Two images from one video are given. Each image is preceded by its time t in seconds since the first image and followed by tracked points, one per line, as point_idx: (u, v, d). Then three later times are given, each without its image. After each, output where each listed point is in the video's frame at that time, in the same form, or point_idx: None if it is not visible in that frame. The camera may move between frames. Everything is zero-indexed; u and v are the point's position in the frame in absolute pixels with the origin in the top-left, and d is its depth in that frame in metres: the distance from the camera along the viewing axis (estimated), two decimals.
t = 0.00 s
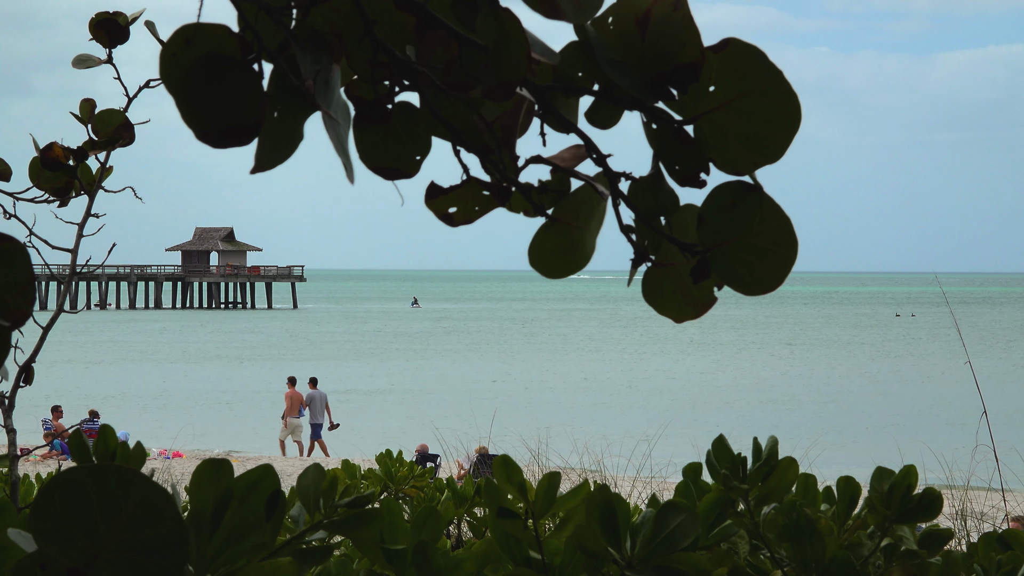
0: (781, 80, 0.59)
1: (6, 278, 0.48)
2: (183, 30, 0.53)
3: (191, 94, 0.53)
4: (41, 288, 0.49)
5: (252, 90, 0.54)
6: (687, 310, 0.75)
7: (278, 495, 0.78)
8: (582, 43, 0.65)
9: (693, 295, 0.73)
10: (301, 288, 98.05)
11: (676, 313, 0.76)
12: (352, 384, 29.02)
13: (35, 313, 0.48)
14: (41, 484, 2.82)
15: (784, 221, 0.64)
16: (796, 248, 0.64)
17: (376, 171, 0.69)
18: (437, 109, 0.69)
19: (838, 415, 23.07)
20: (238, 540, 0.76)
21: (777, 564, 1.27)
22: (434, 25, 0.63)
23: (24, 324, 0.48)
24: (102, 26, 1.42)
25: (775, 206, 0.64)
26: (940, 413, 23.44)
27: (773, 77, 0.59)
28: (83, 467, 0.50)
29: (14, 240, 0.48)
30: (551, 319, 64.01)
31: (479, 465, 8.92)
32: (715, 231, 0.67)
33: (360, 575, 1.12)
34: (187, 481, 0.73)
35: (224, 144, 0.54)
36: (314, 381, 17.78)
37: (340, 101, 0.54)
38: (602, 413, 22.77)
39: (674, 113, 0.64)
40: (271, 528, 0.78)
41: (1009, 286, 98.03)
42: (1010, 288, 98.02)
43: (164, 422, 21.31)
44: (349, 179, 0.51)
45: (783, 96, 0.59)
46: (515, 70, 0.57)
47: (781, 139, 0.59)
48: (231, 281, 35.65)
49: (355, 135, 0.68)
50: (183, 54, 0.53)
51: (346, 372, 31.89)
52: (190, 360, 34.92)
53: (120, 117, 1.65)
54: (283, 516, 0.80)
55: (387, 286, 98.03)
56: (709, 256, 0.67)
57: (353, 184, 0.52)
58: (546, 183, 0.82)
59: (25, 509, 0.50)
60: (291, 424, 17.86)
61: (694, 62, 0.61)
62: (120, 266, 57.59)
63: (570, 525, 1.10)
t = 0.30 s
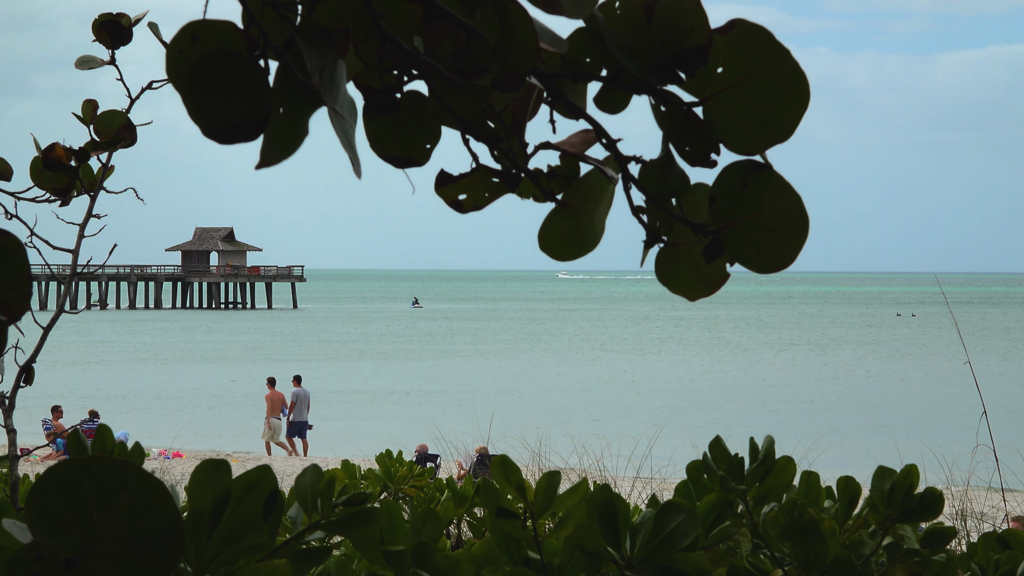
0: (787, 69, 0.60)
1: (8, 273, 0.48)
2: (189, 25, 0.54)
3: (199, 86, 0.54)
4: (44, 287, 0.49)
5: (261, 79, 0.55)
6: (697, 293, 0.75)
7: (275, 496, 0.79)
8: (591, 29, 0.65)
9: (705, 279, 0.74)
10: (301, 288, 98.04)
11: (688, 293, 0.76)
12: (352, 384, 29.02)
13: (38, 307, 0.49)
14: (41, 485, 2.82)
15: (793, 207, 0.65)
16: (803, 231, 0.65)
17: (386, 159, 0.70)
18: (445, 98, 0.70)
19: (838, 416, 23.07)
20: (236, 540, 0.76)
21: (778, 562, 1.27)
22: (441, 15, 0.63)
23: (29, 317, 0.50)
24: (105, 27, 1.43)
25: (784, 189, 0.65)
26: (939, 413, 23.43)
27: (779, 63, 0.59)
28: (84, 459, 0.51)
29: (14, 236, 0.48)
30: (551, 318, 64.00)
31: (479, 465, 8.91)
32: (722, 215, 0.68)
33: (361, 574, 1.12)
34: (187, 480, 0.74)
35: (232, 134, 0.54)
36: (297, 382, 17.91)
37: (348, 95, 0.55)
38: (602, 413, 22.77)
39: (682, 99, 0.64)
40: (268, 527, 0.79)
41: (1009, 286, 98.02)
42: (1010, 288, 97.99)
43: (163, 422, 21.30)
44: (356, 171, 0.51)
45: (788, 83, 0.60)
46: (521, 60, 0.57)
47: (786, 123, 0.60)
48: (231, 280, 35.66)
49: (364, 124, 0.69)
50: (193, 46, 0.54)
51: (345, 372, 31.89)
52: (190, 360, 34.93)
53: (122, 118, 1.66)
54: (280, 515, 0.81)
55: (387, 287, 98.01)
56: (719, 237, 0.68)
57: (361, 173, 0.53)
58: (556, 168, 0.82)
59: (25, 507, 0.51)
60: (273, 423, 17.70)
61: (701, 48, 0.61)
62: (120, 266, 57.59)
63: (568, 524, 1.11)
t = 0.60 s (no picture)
0: (773, 68, 0.59)
1: None
2: (169, 17, 0.53)
3: (182, 83, 0.53)
4: (39, 286, 0.49)
5: (243, 78, 0.54)
6: (679, 293, 0.75)
7: (263, 497, 0.79)
8: (574, 30, 0.65)
9: (684, 279, 0.74)
10: (301, 288, 98.04)
11: (668, 294, 0.75)
12: (352, 384, 29.02)
13: (29, 301, 0.49)
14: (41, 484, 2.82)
15: (776, 209, 0.64)
16: (788, 233, 0.64)
17: (369, 157, 0.70)
18: (430, 96, 0.69)
19: (837, 415, 23.09)
20: (226, 540, 0.76)
21: (777, 563, 1.26)
22: (427, 10, 0.62)
23: (21, 311, 0.49)
24: (103, 26, 1.42)
25: (768, 189, 0.64)
26: (940, 413, 23.43)
27: (767, 67, 0.59)
28: (79, 453, 0.51)
29: (7, 229, 0.48)
30: (551, 318, 64.00)
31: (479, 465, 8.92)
32: (705, 216, 0.67)
33: (359, 575, 1.11)
34: (180, 479, 0.74)
35: (219, 129, 0.54)
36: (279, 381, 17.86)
37: (329, 87, 0.55)
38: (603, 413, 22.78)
39: (665, 100, 0.64)
40: (257, 530, 0.78)
41: (1009, 285, 98.05)
42: (1010, 288, 98.03)
43: (163, 422, 21.29)
44: (340, 163, 0.50)
45: (775, 82, 0.59)
46: (510, 58, 0.56)
47: (771, 123, 0.59)
48: (231, 280, 35.70)
49: (348, 122, 0.68)
50: (173, 42, 0.53)
51: (345, 372, 31.90)
52: (190, 360, 34.94)
53: (120, 117, 1.65)
54: (269, 516, 0.81)
55: (387, 287, 97.99)
56: (700, 239, 0.67)
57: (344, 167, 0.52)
58: (538, 167, 0.81)
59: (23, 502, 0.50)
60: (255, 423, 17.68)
61: (689, 47, 0.60)
62: (120, 266, 57.57)
63: (566, 524, 1.11)
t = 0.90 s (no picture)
0: (783, 76, 0.58)
1: (6, 267, 0.48)
2: (183, 21, 0.53)
3: (192, 88, 0.53)
4: (45, 289, 0.48)
5: (253, 84, 0.54)
6: (690, 301, 0.74)
7: (274, 496, 0.78)
8: (584, 35, 0.64)
9: (694, 286, 0.73)
10: (301, 287, 98.04)
11: (679, 303, 0.75)
12: (352, 384, 29.02)
13: (30, 305, 0.49)
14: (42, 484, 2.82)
15: (786, 216, 0.64)
16: (799, 239, 0.63)
17: (380, 163, 0.70)
18: (440, 100, 0.69)
19: (837, 415, 23.10)
20: (236, 540, 0.75)
21: (778, 563, 1.26)
22: (436, 17, 0.62)
23: (24, 313, 0.49)
24: (102, 27, 1.42)
25: (778, 195, 0.64)
26: (940, 413, 23.42)
27: (779, 69, 0.58)
28: (87, 458, 0.51)
29: (10, 231, 0.48)
30: (551, 318, 64.01)
31: (479, 466, 8.93)
32: (715, 221, 0.66)
33: None
34: (188, 476, 0.74)
35: (227, 134, 0.53)
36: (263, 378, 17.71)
37: (342, 96, 0.55)
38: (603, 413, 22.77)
39: (675, 105, 0.63)
40: (268, 527, 0.78)
41: (1010, 286, 98.04)
42: (1010, 288, 98.04)
43: (163, 422, 21.29)
44: (351, 165, 0.50)
45: (786, 85, 0.59)
46: (517, 63, 0.56)
47: (781, 130, 0.59)
48: (231, 279, 35.81)
49: (357, 128, 0.68)
50: (182, 49, 0.53)
51: (345, 372, 31.90)
52: (190, 360, 34.94)
53: (121, 117, 1.65)
54: (279, 514, 0.81)
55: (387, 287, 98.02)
56: (710, 246, 0.67)
57: (355, 175, 0.52)
58: (548, 174, 0.81)
59: (31, 507, 0.50)
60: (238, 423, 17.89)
61: (699, 51, 0.60)
62: (120, 267, 57.55)
63: (569, 525, 1.11)
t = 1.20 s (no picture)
0: (788, 71, 0.58)
1: (4, 268, 0.48)
2: (182, 22, 0.53)
3: (189, 86, 0.53)
4: (43, 287, 0.49)
5: (252, 80, 0.54)
6: (689, 298, 0.74)
7: (286, 492, 0.78)
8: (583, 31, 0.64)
9: (695, 283, 0.73)
10: (301, 288, 98.04)
11: (680, 299, 0.75)
12: (352, 384, 29.02)
13: (27, 302, 0.49)
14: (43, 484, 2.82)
15: (788, 213, 0.64)
16: (798, 239, 0.63)
17: (381, 161, 0.70)
18: (440, 98, 0.69)
19: (837, 415, 23.12)
20: (246, 536, 0.76)
21: (778, 563, 1.26)
22: (436, 16, 0.62)
23: (22, 311, 0.49)
24: (103, 27, 1.42)
25: (775, 193, 0.64)
26: (940, 413, 23.42)
27: (777, 66, 0.58)
28: (86, 452, 0.51)
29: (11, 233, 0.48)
30: (551, 318, 64.02)
31: (479, 465, 8.92)
32: (715, 220, 0.66)
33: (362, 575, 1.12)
34: (197, 478, 0.74)
35: (228, 132, 0.54)
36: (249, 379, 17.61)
37: (342, 95, 0.54)
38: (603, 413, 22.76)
39: (677, 101, 0.63)
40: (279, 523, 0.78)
41: (1010, 285, 98.07)
42: (1010, 288, 98.03)
43: (164, 422, 21.28)
44: (351, 168, 0.50)
45: (785, 84, 0.58)
46: (518, 60, 0.56)
47: (784, 125, 0.59)
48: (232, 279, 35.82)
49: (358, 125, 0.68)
50: (182, 48, 0.53)
51: (345, 372, 31.89)
52: (190, 360, 34.97)
53: (121, 117, 1.65)
54: (292, 510, 0.80)
55: (387, 287, 98.02)
56: (712, 243, 0.67)
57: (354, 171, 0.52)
58: (550, 172, 0.81)
59: (28, 508, 0.50)
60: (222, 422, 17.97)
61: (698, 48, 0.60)
62: (120, 267, 57.53)
63: (569, 525, 1.11)
